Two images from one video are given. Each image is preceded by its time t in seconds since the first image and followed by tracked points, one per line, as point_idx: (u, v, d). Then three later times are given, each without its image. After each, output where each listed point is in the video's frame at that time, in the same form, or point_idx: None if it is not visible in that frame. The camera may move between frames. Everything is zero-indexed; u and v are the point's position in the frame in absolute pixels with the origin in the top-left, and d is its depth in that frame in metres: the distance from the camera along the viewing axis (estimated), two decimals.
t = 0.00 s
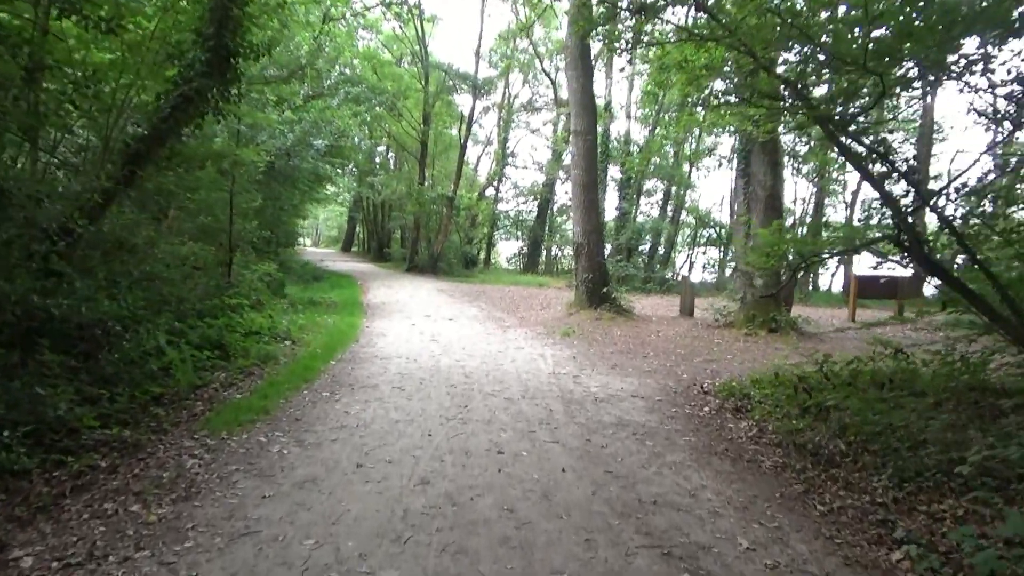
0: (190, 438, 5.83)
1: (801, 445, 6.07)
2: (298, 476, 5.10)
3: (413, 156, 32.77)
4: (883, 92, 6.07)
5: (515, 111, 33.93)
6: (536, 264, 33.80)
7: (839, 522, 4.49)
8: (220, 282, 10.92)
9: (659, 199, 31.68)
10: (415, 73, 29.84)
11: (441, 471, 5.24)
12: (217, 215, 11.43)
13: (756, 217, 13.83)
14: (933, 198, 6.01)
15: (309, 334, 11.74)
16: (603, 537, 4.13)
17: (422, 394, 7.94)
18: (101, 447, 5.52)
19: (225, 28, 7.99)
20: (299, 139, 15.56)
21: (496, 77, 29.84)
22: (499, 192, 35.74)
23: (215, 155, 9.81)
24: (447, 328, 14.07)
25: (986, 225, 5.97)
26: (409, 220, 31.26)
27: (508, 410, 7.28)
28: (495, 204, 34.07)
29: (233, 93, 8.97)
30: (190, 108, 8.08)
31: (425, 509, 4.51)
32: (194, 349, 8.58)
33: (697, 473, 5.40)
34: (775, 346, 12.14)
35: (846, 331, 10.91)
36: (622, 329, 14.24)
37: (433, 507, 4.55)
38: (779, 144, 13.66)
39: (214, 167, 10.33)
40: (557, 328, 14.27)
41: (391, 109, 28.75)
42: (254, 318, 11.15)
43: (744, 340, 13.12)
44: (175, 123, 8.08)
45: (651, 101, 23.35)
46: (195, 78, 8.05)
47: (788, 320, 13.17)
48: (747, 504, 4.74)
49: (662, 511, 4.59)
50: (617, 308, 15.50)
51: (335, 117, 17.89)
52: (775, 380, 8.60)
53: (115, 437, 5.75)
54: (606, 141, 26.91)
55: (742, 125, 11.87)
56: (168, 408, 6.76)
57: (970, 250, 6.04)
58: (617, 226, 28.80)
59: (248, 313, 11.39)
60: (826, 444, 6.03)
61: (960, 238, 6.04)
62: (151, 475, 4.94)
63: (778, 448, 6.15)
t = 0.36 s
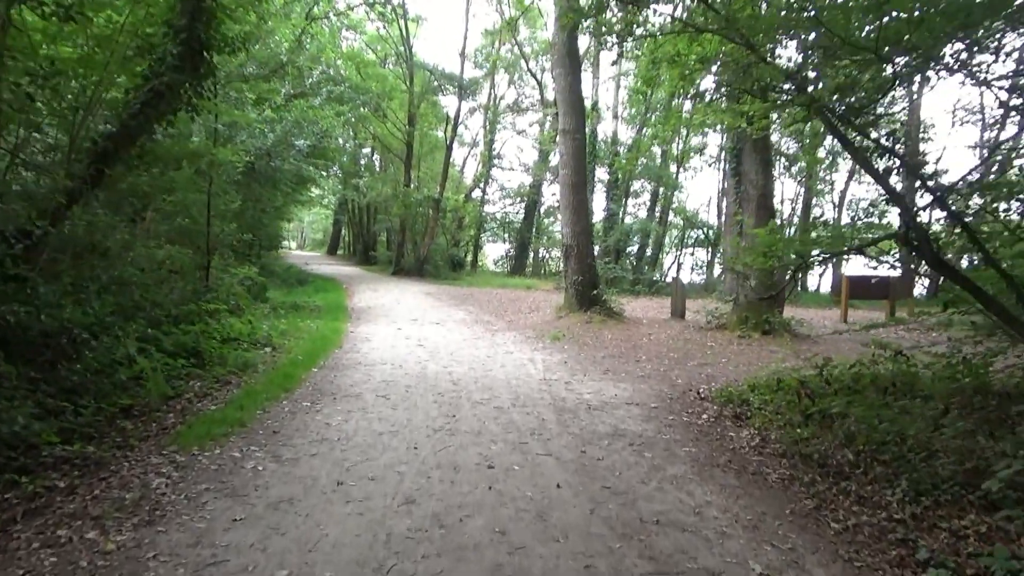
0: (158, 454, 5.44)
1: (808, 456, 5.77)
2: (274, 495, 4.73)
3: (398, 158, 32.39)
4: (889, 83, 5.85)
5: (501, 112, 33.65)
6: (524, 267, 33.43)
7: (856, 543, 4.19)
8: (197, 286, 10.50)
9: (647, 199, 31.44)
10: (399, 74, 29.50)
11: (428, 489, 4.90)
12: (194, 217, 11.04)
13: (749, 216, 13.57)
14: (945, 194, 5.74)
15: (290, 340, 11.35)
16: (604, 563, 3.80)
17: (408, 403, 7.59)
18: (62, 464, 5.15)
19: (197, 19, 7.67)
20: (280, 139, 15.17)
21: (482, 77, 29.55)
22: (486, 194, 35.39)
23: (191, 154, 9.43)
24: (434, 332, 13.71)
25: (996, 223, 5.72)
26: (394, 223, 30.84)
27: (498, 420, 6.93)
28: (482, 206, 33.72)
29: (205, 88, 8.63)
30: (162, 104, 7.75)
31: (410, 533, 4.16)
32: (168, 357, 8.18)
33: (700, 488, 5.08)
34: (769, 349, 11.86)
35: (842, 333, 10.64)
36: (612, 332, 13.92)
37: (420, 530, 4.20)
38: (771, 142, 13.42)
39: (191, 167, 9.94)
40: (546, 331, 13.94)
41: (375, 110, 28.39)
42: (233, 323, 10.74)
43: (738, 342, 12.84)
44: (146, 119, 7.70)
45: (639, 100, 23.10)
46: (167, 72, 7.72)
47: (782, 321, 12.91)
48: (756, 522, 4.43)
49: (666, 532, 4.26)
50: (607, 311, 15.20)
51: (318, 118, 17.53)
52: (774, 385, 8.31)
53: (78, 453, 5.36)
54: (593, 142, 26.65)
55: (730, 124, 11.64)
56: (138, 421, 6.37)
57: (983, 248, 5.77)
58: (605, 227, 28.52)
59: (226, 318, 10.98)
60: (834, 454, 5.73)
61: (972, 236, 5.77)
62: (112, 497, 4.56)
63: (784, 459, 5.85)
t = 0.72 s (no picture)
0: (133, 473, 5.09)
1: (829, 474, 5.43)
2: (255, 518, 4.38)
3: (398, 159, 32.08)
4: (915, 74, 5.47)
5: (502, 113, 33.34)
6: (525, 269, 33.05)
7: None
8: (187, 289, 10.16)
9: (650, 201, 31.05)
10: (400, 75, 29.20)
11: (423, 512, 4.55)
12: (185, 219, 10.71)
13: (756, 217, 13.22)
14: (976, 195, 5.38)
15: (284, 345, 10.99)
16: None
17: (403, 414, 7.23)
18: (28, 483, 4.80)
19: (183, 11, 7.49)
20: (275, 140, 14.83)
21: (483, 78, 29.22)
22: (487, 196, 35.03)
23: (182, 154, 9.09)
24: (433, 336, 13.35)
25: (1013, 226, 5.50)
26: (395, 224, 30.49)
27: (497, 432, 6.57)
28: (483, 208, 33.37)
29: (193, 84, 8.39)
30: (146, 101, 7.54)
31: (401, 563, 3.81)
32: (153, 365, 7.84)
33: (714, 510, 4.72)
34: (778, 355, 11.49)
35: (854, 338, 10.25)
36: (616, 336, 13.56)
37: (411, 560, 3.86)
38: (778, 140, 13.07)
39: (182, 167, 9.63)
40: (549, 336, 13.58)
41: (375, 111, 28.09)
42: (225, 328, 10.39)
43: (746, 347, 12.47)
44: (130, 116, 7.45)
45: (641, 101, 22.76)
46: (150, 66, 7.52)
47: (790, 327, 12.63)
48: (777, 551, 4.09)
49: (680, 562, 3.91)
50: (611, 314, 14.84)
51: (317, 117, 17.22)
52: (786, 394, 7.94)
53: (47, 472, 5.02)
54: (596, 142, 26.33)
55: (738, 123, 11.31)
56: (115, 436, 6.02)
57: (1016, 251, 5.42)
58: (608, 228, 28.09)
59: (218, 322, 10.63)
60: (856, 471, 5.39)
61: (1004, 237, 5.43)
62: (77, 523, 4.22)
63: (801, 476, 5.51)
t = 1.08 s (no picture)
0: (98, 488, 4.74)
1: (845, 497, 5.10)
2: (226, 541, 4.03)
3: (395, 161, 31.74)
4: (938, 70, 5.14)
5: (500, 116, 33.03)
6: (521, 273, 32.70)
7: None
8: (171, 290, 9.79)
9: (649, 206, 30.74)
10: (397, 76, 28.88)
11: (411, 535, 4.20)
12: (170, 218, 10.35)
13: (758, 224, 12.92)
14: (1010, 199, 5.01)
15: (271, 349, 10.63)
16: None
17: (392, 424, 6.89)
18: None
19: None
20: (267, 138, 14.47)
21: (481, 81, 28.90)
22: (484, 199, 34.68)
23: (168, 150, 8.70)
24: (426, 341, 12.99)
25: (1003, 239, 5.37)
26: (390, 227, 30.12)
27: (491, 445, 6.22)
28: (480, 211, 33.03)
29: (178, 77, 8.03)
30: (127, 93, 7.15)
31: None
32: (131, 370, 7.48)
33: (723, 536, 4.38)
34: (782, 365, 11.16)
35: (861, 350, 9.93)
36: (615, 343, 13.21)
37: None
38: (782, 145, 12.75)
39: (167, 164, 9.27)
40: (545, 342, 13.23)
41: (372, 112, 27.76)
42: (210, 331, 10.03)
43: (747, 357, 12.14)
44: (111, 108, 7.07)
45: (641, 104, 22.48)
46: (132, 56, 7.11)
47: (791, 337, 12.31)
48: None
49: None
50: (609, 321, 14.49)
51: (311, 116, 16.87)
52: (793, 408, 7.61)
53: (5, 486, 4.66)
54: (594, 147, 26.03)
55: (742, 126, 11.02)
56: (83, 447, 5.66)
57: None
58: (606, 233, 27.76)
59: (203, 325, 10.26)
60: (874, 493, 5.07)
61: None
62: (30, 546, 3.87)
63: (815, 498, 5.18)
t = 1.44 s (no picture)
0: (51, 516, 4.35)
1: (857, 516, 4.81)
2: None
3: (380, 160, 31.27)
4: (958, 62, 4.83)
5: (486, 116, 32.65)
6: (507, 274, 32.34)
7: None
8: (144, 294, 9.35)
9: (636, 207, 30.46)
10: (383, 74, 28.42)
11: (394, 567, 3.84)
12: (143, 219, 9.90)
13: (751, 225, 12.65)
14: None
15: (249, 354, 10.21)
16: None
17: (374, 437, 6.51)
18: None
19: None
20: (248, 136, 14.00)
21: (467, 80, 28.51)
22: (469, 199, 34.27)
23: (139, 148, 8.14)
24: (410, 346, 12.61)
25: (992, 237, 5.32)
26: (374, 227, 29.67)
27: (480, 460, 5.86)
28: (465, 212, 32.64)
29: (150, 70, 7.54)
30: (94, 86, 6.47)
31: None
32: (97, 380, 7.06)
33: (731, 563, 4.06)
34: (776, 370, 10.87)
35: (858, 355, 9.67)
36: (604, 347, 12.89)
37: None
38: (775, 143, 12.46)
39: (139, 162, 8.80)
40: (533, 346, 12.89)
41: (356, 111, 27.28)
42: (184, 337, 9.61)
43: (740, 361, 11.85)
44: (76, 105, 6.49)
45: (630, 104, 22.17)
46: (98, 45, 6.41)
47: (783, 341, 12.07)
48: None
49: None
50: (598, 324, 14.18)
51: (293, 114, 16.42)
52: (792, 417, 7.31)
53: None
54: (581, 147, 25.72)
55: (737, 125, 10.72)
56: (39, 467, 5.26)
57: None
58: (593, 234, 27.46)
59: (176, 329, 9.83)
60: (889, 513, 4.77)
61: None
62: None
63: (825, 517, 4.87)
